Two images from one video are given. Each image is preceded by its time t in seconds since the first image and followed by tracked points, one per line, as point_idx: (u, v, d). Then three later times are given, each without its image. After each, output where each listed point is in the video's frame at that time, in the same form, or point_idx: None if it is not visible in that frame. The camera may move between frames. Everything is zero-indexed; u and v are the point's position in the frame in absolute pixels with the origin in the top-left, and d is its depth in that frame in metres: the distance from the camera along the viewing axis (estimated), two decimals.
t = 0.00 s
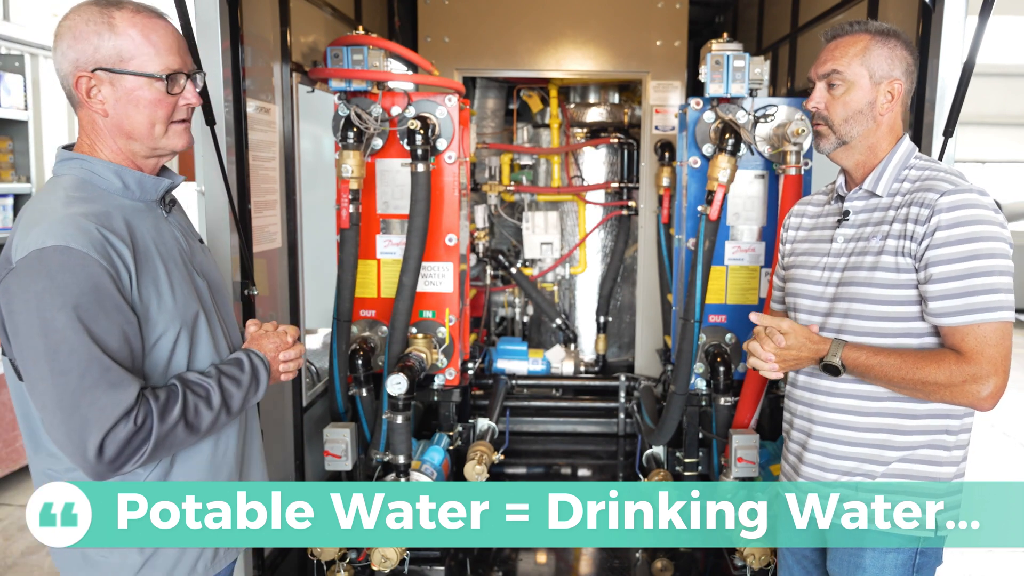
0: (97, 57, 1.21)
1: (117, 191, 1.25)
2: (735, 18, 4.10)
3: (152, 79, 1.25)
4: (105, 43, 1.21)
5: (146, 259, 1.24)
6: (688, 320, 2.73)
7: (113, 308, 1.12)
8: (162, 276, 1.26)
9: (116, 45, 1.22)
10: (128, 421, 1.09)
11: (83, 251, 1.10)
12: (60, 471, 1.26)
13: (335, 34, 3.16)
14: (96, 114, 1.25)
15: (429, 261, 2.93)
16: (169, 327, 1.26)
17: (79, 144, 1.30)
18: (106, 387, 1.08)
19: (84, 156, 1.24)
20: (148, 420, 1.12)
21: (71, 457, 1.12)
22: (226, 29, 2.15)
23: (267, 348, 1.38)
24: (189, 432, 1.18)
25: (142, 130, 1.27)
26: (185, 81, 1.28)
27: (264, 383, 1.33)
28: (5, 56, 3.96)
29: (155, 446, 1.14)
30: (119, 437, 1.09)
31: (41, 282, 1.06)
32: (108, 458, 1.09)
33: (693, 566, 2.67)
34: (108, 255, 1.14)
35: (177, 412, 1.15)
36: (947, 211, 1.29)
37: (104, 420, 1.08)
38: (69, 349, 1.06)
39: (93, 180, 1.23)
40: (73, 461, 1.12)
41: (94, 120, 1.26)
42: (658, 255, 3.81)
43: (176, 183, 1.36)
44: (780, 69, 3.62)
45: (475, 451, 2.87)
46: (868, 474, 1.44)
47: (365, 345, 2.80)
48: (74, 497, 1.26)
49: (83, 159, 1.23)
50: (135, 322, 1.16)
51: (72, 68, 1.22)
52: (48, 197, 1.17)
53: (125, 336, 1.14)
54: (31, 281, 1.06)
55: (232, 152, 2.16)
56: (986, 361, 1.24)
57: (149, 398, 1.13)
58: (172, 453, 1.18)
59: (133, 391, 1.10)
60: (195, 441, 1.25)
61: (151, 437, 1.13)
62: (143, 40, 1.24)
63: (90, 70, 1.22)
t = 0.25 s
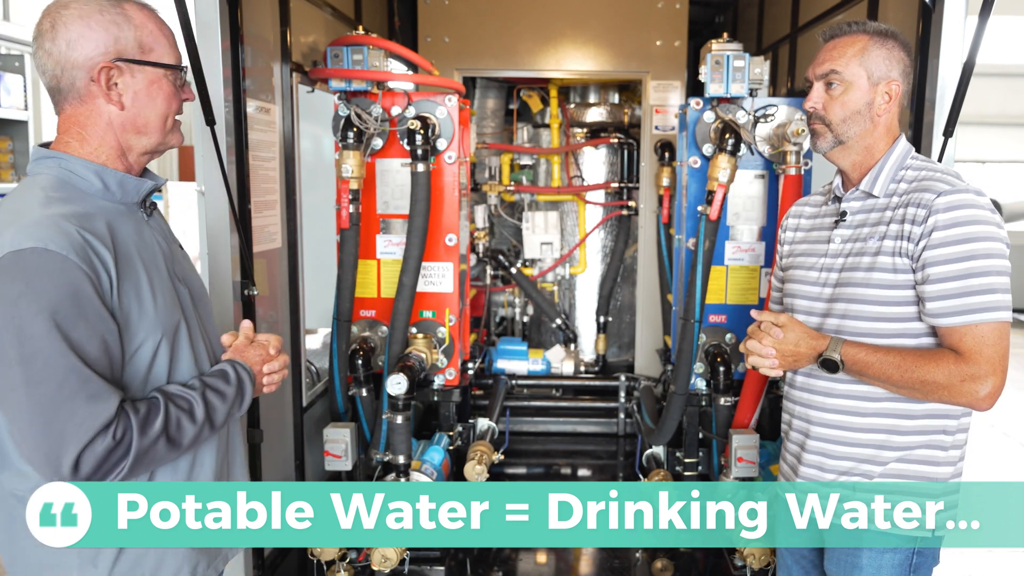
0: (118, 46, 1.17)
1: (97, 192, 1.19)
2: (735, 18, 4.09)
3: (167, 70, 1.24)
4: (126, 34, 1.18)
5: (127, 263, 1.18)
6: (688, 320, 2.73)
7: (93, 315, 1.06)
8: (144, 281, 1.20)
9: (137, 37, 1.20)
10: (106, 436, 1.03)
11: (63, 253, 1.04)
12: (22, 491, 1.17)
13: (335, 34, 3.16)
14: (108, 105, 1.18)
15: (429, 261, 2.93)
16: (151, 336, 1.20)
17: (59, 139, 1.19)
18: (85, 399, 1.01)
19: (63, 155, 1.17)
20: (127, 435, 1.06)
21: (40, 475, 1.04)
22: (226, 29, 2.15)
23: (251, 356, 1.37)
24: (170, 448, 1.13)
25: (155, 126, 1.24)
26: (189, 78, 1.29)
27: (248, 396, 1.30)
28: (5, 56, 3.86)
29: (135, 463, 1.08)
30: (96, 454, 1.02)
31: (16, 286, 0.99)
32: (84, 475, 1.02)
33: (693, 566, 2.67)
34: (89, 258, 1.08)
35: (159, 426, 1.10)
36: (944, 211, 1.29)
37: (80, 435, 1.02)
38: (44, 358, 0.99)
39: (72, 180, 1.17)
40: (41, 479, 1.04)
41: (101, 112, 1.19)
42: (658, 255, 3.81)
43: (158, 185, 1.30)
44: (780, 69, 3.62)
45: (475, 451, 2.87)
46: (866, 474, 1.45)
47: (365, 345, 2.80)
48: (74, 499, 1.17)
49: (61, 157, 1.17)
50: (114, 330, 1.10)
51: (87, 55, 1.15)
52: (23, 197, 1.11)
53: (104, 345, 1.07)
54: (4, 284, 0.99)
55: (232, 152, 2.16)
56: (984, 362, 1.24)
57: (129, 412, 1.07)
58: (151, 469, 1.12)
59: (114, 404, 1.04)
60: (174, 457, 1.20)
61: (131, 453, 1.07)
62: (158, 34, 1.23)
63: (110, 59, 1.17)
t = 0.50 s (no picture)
0: (127, 46, 1.17)
1: (86, 195, 1.16)
2: (735, 18, 4.09)
3: (171, 73, 1.24)
4: (135, 34, 1.18)
5: (117, 268, 1.16)
6: (688, 321, 2.73)
7: (84, 321, 1.05)
8: (131, 288, 1.18)
9: (145, 38, 1.19)
10: (89, 449, 1.02)
11: (58, 255, 1.03)
12: None
13: (335, 34, 3.16)
14: (112, 104, 1.17)
15: (429, 261, 2.93)
16: (137, 344, 1.19)
17: (49, 136, 1.16)
18: (70, 411, 1.01)
19: (51, 152, 1.15)
20: (109, 449, 1.05)
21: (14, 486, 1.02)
22: (226, 29, 2.14)
23: (234, 373, 1.31)
24: (150, 463, 1.11)
25: (155, 128, 1.23)
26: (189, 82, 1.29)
27: (228, 410, 1.26)
28: (4, 55, 3.89)
29: (114, 477, 1.06)
30: (76, 467, 1.01)
31: (7, 288, 0.98)
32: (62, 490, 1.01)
33: (693, 566, 2.68)
34: (82, 262, 1.07)
35: (140, 441, 1.08)
36: (939, 213, 1.29)
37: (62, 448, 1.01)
38: (31, 365, 0.98)
39: (62, 180, 1.15)
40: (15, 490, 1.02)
41: (102, 110, 1.17)
42: (658, 255, 3.81)
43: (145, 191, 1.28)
44: (780, 69, 3.62)
45: (475, 451, 2.87)
46: (866, 475, 1.45)
47: (365, 345, 2.80)
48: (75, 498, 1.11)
49: (50, 155, 1.14)
50: (102, 339, 1.09)
51: (96, 53, 1.14)
52: (15, 191, 1.08)
53: (91, 351, 1.07)
54: None
55: (232, 152, 2.16)
56: (980, 364, 1.24)
57: (112, 426, 1.06)
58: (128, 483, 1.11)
59: (98, 418, 1.03)
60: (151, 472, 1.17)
61: (111, 467, 1.05)
62: (162, 36, 1.23)
63: (118, 59, 1.16)
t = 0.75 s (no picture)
0: (137, 50, 1.17)
1: (86, 199, 1.15)
2: (735, 18, 4.09)
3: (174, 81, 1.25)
4: (145, 40, 1.19)
5: (116, 275, 1.16)
6: (688, 320, 2.73)
7: (91, 325, 1.05)
8: (128, 295, 1.18)
9: (153, 43, 1.20)
10: (94, 458, 1.02)
11: (71, 259, 1.03)
12: None
13: (335, 34, 3.16)
14: (119, 108, 1.16)
15: (429, 261, 2.93)
16: (136, 352, 1.19)
17: (48, 136, 1.14)
18: (77, 418, 1.00)
19: (51, 152, 1.13)
20: (113, 460, 1.04)
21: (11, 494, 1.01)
22: (227, 29, 2.14)
23: (226, 387, 1.29)
24: (147, 474, 1.11)
25: (156, 133, 1.23)
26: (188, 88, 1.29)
27: (217, 422, 1.25)
28: (3, 55, 3.89)
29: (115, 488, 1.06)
30: (80, 476, 1.01)
31: (21, 290, 0.98)
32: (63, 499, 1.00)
33: (693, 566, 2.68)
34: (90, 267, 1.07)
35: (139, 452, 1.08)
36: (939, 212, 1.29)
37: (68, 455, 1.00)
38: (42, 370, 0.98)
39: (62, 182, 1.13)
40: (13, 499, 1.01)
41: (107, 113, 1.16)
42: (658, 255, 3.81)
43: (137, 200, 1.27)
44: (780, 69, 3.63)
45: (475, 451, 2.87)
46: (865, 475, 1.44)
47: (365, 345, 2.80)
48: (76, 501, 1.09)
49: (50, 155, 1.13)
50: (105, 346, 1.09)
51: (106, 56, 1.14)
52: (21, 190, 1.07)
53: (94, 358, 1.06)
54: (8, 288, 0.98)
55: (232, 152, 2.16)
56: (978, 364, 1.24)
57: (115, 435, 1.05)
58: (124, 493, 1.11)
59: (105, 426, 1.03)
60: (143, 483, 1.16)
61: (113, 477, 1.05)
62: (168, 43, 1.24)
63: (129, 62, 1.16)
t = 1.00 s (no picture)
0: (139, 53, 1.17)
1: (87, 201, 1.14)
2: (735, 18, 4.09)
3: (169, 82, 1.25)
4: (146, 42, 1.19)
5: (123, 279, 1.15)
6: (688, 321, 2.73)
7: (106, 330, 1.04)
8: (134, 298, 1.17)
9: (154, 46, 1.21)
10: (117, 463, 1.01)
11: (91, 263, 1.02)
12: None
13: (335, 34, 3.16)
14: (120, 109, 1.16)
15: (429, 261, 2.93)
16: (142, 355, 1.18)
17: (53, 136, 1.13)
18: (101, 422, 0.99)
19: (52, 155, 1.12)
20: (132, 463, 1.04)
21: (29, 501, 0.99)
22: (226, 29, 2.14)
23: (218, 383, 1.29)
24: (161, 475, 1.10)
25: (153, 135, 1.23)
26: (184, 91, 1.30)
27: (216, 424, 1.24)
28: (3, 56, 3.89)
29: (134, 492, 1.05)
30: (105, 481, 1.00)
31: (44, 295, 0.97)
32: (87, 505, 0.99)
33: (693, 566, 2.67)
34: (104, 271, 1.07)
35: (155, 455, 1.07)
36: (940, 213, 1.29)
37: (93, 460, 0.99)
38: (66, 376, 0.97)
39: (64, 185, 1.12)
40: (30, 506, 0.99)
41: (109, 116, 1.16)
42: (658, 255, 3.81)
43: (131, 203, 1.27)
44: (780, 69, 3.62)
45: (475, 451, 2.87)
46: (865, 476, 1.44)
47: (365, 345, 2.80)
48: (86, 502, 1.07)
49: (51, 158, 1.12)
50: (118, 349, 1.08)
51: (109, 57, 1.13)
52: (31, 196, 1.05)
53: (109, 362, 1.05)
54: (29, 292, 0.96)
55: (232, 152, 2.16)
56: (978, 364, 1.24)
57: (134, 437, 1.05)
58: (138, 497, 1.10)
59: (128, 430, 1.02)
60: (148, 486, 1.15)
61: (132, 480, 1.04)
62: (165, 45, 1.25)
63: (132, 64, 1.16)
